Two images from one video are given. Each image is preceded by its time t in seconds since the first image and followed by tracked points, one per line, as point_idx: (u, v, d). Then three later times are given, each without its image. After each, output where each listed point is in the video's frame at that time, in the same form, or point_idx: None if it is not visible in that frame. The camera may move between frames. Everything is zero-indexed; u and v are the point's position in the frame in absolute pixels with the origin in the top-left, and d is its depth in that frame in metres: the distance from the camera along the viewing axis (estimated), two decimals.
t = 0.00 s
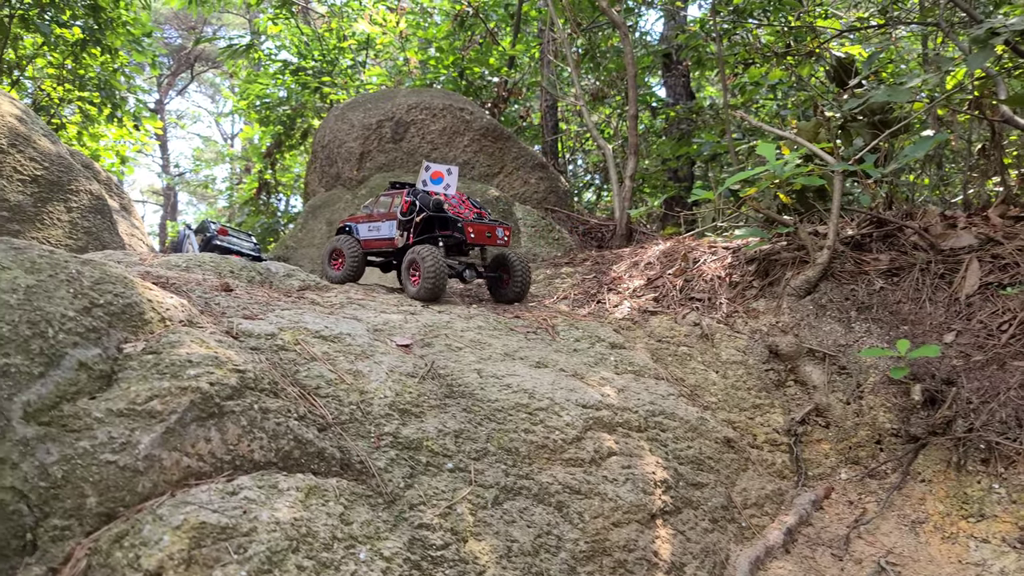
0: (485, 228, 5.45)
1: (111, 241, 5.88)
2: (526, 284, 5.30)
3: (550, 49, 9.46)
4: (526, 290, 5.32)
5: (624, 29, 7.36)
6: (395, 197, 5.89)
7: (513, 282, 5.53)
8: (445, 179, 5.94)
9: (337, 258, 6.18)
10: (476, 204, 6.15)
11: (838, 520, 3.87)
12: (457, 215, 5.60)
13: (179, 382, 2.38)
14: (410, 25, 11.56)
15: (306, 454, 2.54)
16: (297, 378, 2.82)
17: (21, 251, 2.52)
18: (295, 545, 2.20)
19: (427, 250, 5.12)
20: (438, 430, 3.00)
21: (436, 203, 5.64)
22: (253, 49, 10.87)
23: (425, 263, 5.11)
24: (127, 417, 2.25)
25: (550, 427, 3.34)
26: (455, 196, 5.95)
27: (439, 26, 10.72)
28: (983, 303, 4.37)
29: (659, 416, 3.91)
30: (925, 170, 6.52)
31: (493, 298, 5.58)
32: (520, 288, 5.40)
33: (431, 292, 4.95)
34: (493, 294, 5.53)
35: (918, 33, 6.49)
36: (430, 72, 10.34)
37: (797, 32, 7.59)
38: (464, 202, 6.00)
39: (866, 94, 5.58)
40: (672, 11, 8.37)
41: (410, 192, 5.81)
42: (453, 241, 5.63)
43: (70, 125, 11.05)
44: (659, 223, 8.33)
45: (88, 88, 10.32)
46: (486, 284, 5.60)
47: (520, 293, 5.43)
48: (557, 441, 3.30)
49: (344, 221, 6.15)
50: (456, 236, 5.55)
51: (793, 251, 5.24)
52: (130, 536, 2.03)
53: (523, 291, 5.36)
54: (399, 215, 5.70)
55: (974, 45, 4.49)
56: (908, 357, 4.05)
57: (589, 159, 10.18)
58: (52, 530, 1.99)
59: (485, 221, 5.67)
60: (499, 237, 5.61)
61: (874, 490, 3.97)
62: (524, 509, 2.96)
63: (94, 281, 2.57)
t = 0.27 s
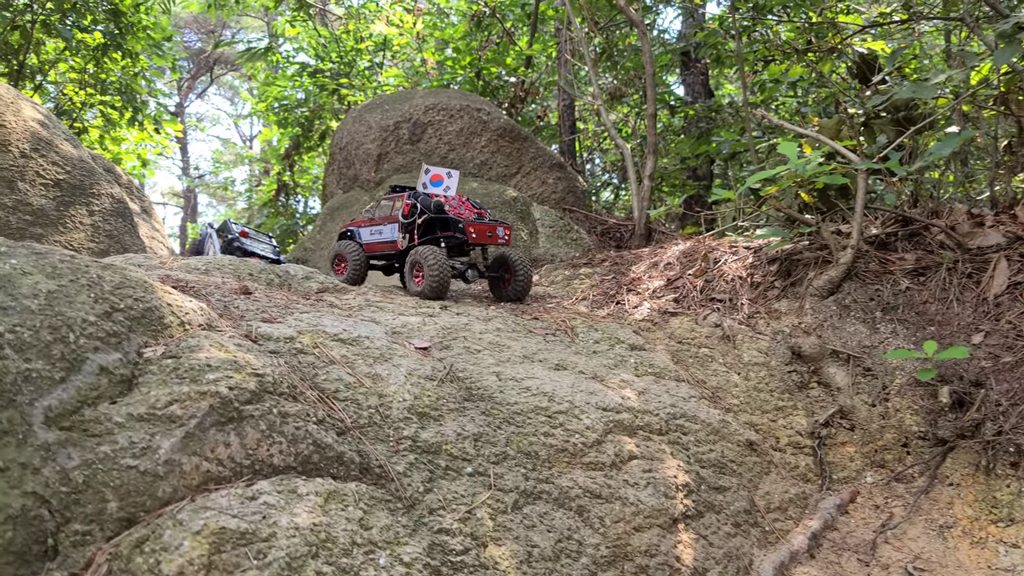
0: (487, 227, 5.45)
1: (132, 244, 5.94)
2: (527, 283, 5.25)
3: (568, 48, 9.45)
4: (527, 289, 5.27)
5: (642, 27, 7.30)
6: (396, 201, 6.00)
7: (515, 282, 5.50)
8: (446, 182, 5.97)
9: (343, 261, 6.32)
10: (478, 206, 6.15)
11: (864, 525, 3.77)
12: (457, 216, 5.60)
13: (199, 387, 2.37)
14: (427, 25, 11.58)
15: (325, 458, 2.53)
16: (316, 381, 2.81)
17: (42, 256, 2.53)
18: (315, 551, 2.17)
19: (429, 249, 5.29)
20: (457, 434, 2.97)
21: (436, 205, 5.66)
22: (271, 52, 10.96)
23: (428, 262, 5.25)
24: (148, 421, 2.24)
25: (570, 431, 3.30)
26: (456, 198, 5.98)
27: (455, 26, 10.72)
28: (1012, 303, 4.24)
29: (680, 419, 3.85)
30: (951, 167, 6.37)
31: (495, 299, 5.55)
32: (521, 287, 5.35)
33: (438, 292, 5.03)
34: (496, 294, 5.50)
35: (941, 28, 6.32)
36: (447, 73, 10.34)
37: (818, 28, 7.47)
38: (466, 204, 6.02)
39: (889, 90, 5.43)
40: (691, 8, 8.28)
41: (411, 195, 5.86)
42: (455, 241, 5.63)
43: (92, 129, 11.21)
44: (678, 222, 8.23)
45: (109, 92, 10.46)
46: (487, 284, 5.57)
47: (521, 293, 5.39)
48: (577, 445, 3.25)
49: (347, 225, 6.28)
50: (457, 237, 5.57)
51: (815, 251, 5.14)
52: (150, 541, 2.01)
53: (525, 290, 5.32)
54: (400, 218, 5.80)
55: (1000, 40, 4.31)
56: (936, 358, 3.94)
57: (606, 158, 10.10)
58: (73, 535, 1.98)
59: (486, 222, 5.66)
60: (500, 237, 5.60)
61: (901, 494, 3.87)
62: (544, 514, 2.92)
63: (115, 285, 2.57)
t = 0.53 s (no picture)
0: (485, 229, 5.47)
1: (149, 248, 6.00)
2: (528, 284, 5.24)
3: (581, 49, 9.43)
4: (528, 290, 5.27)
5: (656, 27, 7.24)
6: (396, 205, 6.01)
7: (515, 283, 5.47)
8: (444, 185, 5.95)
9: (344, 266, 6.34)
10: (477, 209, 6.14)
11: (886, 532, 3.64)
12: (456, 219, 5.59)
13: (212, 396, 2.37)
14: (440, 26, 11.58)
15: (340, 467, 2.51)
16: (331, 389, 2.80)
17: (57, 264, 2.53)
18: (329, 562, 2.15)
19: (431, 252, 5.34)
20: (472, 441, 2.94)
21: (435, 208, 5.65)
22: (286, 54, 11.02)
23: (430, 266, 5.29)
24: (162, 430, 2.24)
25: (586, 438, 3.25)
26: (454, 201, 5.96)
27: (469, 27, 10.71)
28: None
29: (697, 425, 3.79)
30: (974, 166, 6.24)
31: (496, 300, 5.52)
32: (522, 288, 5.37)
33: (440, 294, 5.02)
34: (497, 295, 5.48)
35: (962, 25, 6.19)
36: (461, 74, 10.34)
37: (836, 26, 7.36)
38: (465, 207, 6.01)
39: (909, 89, 5.32)
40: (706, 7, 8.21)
41: (409, 199, 5.85)
42: (455, 244, 5.62)
43: (110, 132, 11.34)
44: (695, 223, 8.13)
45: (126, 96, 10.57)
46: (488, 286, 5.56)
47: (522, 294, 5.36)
48: (592, 453, 3.21)
49: (346, 230, 6.28)
50: (456, 240, 5.55)
51: (834, 253, 5.05)
52: (165, 552, 2.00)
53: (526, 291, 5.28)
54: (400, 222, 5.79)
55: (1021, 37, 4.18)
56: (961, 363, 3.83)
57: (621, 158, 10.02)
58: (88, 546, 1.97)
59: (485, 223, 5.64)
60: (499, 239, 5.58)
61: (924, 501, 3.77)
62: (560, 522, 2.87)
63: (129, 294, 2.58)
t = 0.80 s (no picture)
0: (485, 232, 5.55)
1: (169, 252, 6.06)
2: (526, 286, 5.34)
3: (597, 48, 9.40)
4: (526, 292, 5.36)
5: (674, 27, 7.18)
6: (398, 211, 6.24)
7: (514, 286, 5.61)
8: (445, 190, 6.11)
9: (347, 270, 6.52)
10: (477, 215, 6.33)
11: (910, 540, 3.59)
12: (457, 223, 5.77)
13: (234, 404, 2.37)
14: (456, 28, 11.59)
15: (360, 474, 2.51)
16: (350, 396, 2.80)
17: (81, 273, 2.55)
18: (349, 571, 2.14)
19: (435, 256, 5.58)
20: (491, 448, 2.93)
21: (437, 213, 5.84)
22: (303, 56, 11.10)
23: (433, 270, 5.51)
24: (185, 439, 2.25)
25: (605, 444, 3.21)
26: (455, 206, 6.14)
27: (485, 28, 10.70)
28: None
29: (717, 431, 3.73)
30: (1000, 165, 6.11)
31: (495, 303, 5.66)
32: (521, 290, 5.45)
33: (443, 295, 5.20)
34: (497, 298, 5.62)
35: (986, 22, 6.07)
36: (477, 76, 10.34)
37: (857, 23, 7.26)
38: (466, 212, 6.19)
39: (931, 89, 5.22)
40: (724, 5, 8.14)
41: (412, 204, 6.06)
42: (455, 247, 5.78)
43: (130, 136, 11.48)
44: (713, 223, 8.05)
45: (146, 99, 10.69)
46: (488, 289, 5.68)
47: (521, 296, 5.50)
48: (612, 460, 3.16)
49: (352, 237, 6.52)
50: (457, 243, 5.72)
51: (855, 255, 4.96)
52: (189, 560, 2.01)
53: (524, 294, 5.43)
54: (403, 227, 6.03)
55: None
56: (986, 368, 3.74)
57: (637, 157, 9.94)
58: (113, 554, 1.97)
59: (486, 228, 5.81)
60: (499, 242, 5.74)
61: (948, 508, 3.69)
62: (580, 530, 2.84)
63: (151, 303, 2.59)
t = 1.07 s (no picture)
0: (496, 235, 5.67)
1: (195, 256, 6.15)
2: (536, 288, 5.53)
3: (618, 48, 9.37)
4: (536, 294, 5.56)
5: (697, 25, 7.13)
6: (409, 215, 6.35)
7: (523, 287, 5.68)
8: (455, 195, 6.22)
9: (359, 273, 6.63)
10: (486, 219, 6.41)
11: (944, 546, 3.49)
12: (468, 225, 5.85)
13: (267, 412, 2.39)
14: (476, 29, 11.61)
15: (390, 481, 2.50)
16: (380, 403, 2.80)
17: (116, 282, 2.58)
18: None
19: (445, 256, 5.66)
20: (519, 455, 2.90)
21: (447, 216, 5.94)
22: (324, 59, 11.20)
23: (445, 269, 5.58)
24: (219, 446, 2.27)
25: (635, 450, 3.16)
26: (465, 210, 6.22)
27: (505, 29, 10.71)
28: None
29: (747, 436, 3.66)
30: None
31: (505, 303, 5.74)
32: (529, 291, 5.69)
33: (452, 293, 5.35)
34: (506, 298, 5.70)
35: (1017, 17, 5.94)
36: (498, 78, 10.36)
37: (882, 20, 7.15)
38: (475, 215, 6.26)
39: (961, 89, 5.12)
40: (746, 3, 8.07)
41: (423, 208, 6.16)
42: (466, 249, 5.90)
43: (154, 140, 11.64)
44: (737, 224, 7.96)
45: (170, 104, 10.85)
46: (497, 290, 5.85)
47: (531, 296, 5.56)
48: (641, 466, 3.11)
49: (362, 240, 6.61)
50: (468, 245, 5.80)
51: (884, 257, 4.86)
52: (225, 567, 2.02)
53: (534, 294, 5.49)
54: (414, 230, 6.12)
55: None
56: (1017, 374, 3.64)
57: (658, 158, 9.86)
58: (151, 561, 1.99)
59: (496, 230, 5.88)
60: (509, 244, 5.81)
61: (982, 514, 3.60)
62: (610, 537, 2.79)
63: (185, 310, 2.62)
